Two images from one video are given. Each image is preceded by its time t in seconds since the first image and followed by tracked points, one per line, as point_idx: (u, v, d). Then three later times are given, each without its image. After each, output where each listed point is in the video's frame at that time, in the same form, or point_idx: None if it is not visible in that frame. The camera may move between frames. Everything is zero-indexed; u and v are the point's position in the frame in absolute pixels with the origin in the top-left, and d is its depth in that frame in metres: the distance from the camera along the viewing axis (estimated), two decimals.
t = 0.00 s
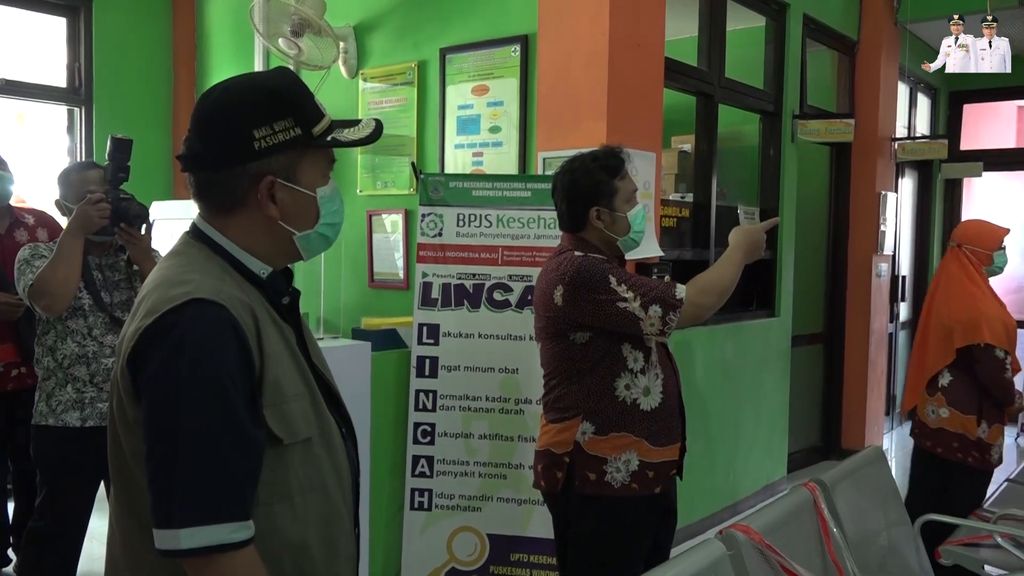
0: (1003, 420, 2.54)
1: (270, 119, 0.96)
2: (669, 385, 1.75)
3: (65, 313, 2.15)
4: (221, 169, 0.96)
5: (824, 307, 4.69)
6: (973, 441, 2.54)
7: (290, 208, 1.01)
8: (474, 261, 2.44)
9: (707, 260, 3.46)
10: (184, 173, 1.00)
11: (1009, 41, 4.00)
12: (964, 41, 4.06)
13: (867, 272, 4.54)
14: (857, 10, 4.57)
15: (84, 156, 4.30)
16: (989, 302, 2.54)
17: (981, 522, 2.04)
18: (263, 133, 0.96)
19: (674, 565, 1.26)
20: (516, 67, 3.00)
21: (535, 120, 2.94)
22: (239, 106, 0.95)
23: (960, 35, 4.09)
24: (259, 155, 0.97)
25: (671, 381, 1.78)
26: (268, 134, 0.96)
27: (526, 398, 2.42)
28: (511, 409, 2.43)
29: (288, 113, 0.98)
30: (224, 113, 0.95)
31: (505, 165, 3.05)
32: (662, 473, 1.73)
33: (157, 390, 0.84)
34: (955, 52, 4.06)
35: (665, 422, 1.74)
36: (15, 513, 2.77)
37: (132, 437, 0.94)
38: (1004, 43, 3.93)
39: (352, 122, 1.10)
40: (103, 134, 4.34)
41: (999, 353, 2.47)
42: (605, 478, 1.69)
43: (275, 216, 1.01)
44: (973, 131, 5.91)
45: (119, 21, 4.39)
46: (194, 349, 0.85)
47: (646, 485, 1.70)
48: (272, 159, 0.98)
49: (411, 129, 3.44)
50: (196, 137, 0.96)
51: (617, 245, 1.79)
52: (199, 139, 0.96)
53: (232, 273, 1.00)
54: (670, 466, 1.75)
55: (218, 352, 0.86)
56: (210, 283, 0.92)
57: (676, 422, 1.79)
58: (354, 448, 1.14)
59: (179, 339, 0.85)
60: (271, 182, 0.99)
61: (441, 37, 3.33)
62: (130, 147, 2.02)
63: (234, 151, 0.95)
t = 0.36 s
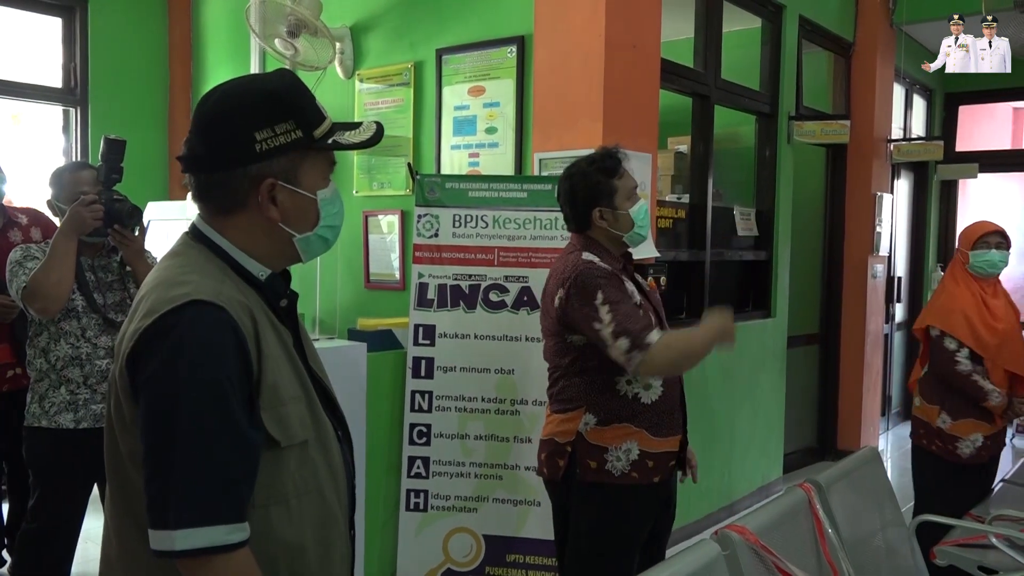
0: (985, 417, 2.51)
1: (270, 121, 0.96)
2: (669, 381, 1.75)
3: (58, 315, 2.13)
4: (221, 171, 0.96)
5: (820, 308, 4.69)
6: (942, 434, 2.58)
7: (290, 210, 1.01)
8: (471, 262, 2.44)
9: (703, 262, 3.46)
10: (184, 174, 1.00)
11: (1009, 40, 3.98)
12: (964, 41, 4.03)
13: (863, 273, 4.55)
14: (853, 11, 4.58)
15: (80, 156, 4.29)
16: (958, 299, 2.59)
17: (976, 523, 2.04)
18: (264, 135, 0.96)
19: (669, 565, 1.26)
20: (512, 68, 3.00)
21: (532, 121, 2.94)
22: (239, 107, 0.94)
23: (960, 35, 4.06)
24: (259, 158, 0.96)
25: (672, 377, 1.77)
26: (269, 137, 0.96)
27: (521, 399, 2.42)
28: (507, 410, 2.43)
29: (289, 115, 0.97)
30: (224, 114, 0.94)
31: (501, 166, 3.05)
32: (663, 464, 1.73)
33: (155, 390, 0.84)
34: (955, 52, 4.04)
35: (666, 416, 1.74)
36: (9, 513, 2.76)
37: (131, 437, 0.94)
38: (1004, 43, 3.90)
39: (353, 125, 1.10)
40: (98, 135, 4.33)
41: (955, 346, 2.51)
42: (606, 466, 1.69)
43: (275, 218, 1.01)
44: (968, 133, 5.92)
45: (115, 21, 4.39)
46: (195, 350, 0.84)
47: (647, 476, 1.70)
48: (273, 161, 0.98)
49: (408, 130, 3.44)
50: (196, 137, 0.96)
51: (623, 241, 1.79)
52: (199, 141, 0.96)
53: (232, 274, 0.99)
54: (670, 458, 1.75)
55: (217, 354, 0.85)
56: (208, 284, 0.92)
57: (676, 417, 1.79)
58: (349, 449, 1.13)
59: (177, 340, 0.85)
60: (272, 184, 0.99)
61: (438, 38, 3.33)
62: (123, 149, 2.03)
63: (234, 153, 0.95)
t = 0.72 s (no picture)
0: (947, 411, 2.60)
1: (281, 122, 0.96)
2: (657, 389, 1.73)
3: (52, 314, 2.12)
4: (233, 170, 0.96)
5: (817, 310, 4.70)
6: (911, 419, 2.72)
7: (300, 210, 1.01)
8: (468, 262, 2.44)
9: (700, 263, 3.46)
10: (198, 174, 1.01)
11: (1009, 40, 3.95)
12: (964, 41, 4.01)
13: (859, 274, 4.55)
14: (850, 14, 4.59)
15: (76, 155, 4.29)
16: (938, 295, 2.71)
17: (970, 525, 2.05)
18: (275, 136, 0.96)
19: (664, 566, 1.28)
20: (510, 69, 3.01)
21: (529, 122, 2.94)
22: (250, 109, 0.95)
23: (960, 35, 4.03)
24: (270, 158, 0.97)
25: (664, 384, 1.75)
26: (280, 137, 0.97)
27: (518, 399, 2.42)
28: (504, 410, 2.43)
29: (298, 116, 0.98)
30: (235, 114, 0.95)
31: (499, 166, 3.05)
32: (642, 467, 1.73)
33: (167, 383, 0.84)
34: (955, 52, 4.02)
35: (652, 420, 1.74)
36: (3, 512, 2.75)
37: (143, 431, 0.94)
38: (1004, 43, 3.88)
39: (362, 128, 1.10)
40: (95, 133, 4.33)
41: (925, 338, 2.65)
42: (581, 458, 1.72)
43: (285, 218, 1.00)
44: (964, 135, 5.94)
45: (112, 20, 4.38)
46: (207, 346, 0.85)
47: (622, 476, 1.71)
48: (283, 161, 0.98)
49: (405, 130, 3.44)
50: (210, 137, 0.97)
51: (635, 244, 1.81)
52: (212, 141, 0.96)
53: (243, 273, 0.99)
54: (652, 463, 1.75)
55: (229, 352, 0.85)
56: (224, 281, 0.92)
57: (665, 425, 1.77)
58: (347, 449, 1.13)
59: (189, 337, 0.85)
60: (282, 183, 0.99)
61: (435, 39, 3.33)
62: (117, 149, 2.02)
63: (247, 152, 0.96)
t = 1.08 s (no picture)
0: (919, 403, 2.62)
1: (306, 122, 0.99)
2: (621, 387, 1.70)
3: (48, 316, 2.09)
4: (262, 168, 0.98)
5: (814, 310, 4.71)
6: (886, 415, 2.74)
7: (324, 205, 1.03)
8: (465, 262, 2.44)
9: (697, 263, 3.46)
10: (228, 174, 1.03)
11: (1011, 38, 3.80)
12: (965, 41, 4.09)
13: (856, 274, 4.56)
14: (849, 14, 4.60)
15: (73, 153, 4.29)
16: (904, 295, 2.76)
17: (967, 525, 2.06)
18: (300, 135, 0.98)
19: (660, 565, 1.28)
20: (508, 68, 3.00)
21: (527, 121, 2.94)
22: (276, 111, 0.97)
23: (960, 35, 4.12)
24: (297, 156, 0.99)
25: (632, 383, 1.71)
26: (305, 137, 0.99)
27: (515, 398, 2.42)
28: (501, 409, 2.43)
29: (322, 117, 1.00)
30: (262, 114, 0.97)
31: (497, 165, 3.05)
32: (603, 465, 1.70)
33: (206, 365, 0.85)
34: (955, 52, 4.12)
35: (615, 419, 1.70)
36: None
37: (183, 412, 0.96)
38: (1004, 43, 3.77)
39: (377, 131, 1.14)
40: (92, 131, 4.33)
41: (892, 334, 2.72)
42: (540, 449, 1.74)
43: (310, 213, 1.02)
44: (962, 136, 5.95)
45: (110, 18, 4.37)
46: (246, 332, 0.86)
47: (578, 471, 1.69)
48: (308, 159, 1.00)
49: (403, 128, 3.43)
50: (240, 139, 0.99)
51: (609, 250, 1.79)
52: (243, 142, 0.98)
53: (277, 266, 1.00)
54: (614, 463, 1.70)
55: (271, 339, 0.87)
56: (264, 273, 0.94)
57: (634, 425, 1.72)
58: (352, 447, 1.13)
59: (232, 321, 0.87)
60: (308, 180, 1.01)
61: (434, 37, 3.33)
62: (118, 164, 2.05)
63: (276, 151, 0.98)
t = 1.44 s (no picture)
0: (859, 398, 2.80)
1: (331, 128, 1.10)
2: (568, 387, 1.71)
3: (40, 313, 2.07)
4: (291, 166, 1.10)
5: (808, 311, 4.72)
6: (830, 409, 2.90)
7: (343, 205, 1.14)
8: (460, 261, 2.44)
9: (692, 263, 3.46)
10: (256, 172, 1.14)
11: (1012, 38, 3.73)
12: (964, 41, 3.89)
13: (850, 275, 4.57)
14: (844, 16, 4.60)
15: (67, 152, 4.27)
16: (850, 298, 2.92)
17: (959, 525, 2.07)
18: (325, 139, 1.10)
19: (652, 565, 1.28)
20: (503, 68, 3.00)
21: (522, 122, 2.94)
22: (306, 117, 1.09)
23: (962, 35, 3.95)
24: (321, 157, 1.10)
25: (579, 382, 1.72)
26: (330, 141, 1.10)
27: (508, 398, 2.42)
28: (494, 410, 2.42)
29: (345, 124, 1.12)
30: (291, 118, 1.09)
31: (492, 165, 3.05)
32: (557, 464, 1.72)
33: (283, 353, 0.97)
34: (956, 52, 4.04)
35: (566, 419, 1.72)
36: None
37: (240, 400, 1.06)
38: (1004, 43, 3.68)
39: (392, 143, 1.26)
40: (86, 130, 4.31)
41: (836, 334, 2.88)
42: (500, 450, 1.78)
43: (330, 210, 1.14)
44: (956, 137, 5.97)
45: (105, 16, 4.36)
46: (321, 315, 0.99)
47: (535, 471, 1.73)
48: (331, 161, 1.12)
49: (398, 128, 3.43)
50: (271, 141, 1.10)
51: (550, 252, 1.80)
52: (273, 144, 1.10)
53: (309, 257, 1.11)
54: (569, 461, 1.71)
55: (342, 314, 1.01)
56: (316, 265, 1.06)
57: (586, 422, 1.72)
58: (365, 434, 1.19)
59: (312, 303, 0.99)
60: (330, 181, 1.12)
61: (429, 37, 3.33)
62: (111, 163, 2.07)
63: (303, 152, 1.09)
